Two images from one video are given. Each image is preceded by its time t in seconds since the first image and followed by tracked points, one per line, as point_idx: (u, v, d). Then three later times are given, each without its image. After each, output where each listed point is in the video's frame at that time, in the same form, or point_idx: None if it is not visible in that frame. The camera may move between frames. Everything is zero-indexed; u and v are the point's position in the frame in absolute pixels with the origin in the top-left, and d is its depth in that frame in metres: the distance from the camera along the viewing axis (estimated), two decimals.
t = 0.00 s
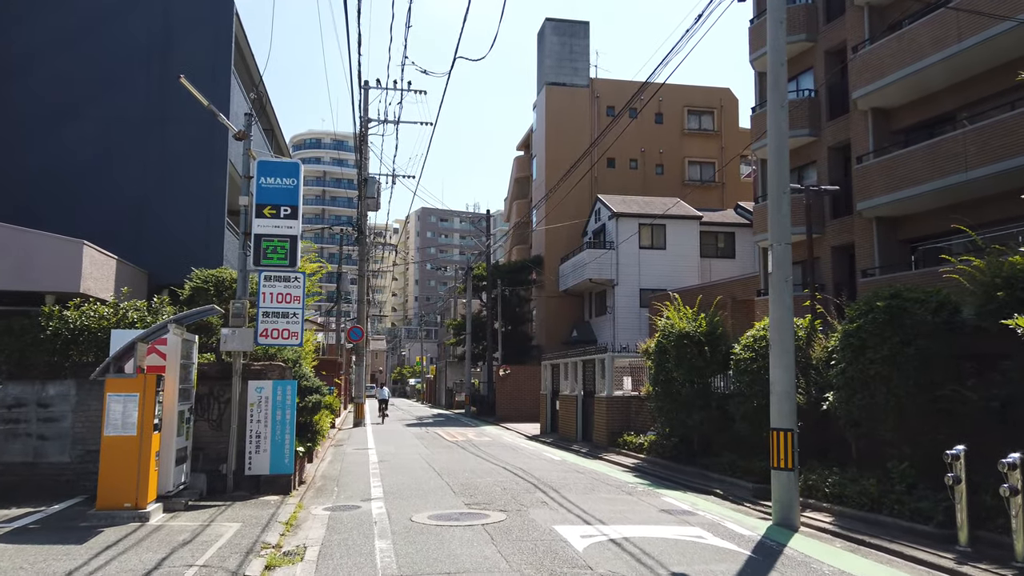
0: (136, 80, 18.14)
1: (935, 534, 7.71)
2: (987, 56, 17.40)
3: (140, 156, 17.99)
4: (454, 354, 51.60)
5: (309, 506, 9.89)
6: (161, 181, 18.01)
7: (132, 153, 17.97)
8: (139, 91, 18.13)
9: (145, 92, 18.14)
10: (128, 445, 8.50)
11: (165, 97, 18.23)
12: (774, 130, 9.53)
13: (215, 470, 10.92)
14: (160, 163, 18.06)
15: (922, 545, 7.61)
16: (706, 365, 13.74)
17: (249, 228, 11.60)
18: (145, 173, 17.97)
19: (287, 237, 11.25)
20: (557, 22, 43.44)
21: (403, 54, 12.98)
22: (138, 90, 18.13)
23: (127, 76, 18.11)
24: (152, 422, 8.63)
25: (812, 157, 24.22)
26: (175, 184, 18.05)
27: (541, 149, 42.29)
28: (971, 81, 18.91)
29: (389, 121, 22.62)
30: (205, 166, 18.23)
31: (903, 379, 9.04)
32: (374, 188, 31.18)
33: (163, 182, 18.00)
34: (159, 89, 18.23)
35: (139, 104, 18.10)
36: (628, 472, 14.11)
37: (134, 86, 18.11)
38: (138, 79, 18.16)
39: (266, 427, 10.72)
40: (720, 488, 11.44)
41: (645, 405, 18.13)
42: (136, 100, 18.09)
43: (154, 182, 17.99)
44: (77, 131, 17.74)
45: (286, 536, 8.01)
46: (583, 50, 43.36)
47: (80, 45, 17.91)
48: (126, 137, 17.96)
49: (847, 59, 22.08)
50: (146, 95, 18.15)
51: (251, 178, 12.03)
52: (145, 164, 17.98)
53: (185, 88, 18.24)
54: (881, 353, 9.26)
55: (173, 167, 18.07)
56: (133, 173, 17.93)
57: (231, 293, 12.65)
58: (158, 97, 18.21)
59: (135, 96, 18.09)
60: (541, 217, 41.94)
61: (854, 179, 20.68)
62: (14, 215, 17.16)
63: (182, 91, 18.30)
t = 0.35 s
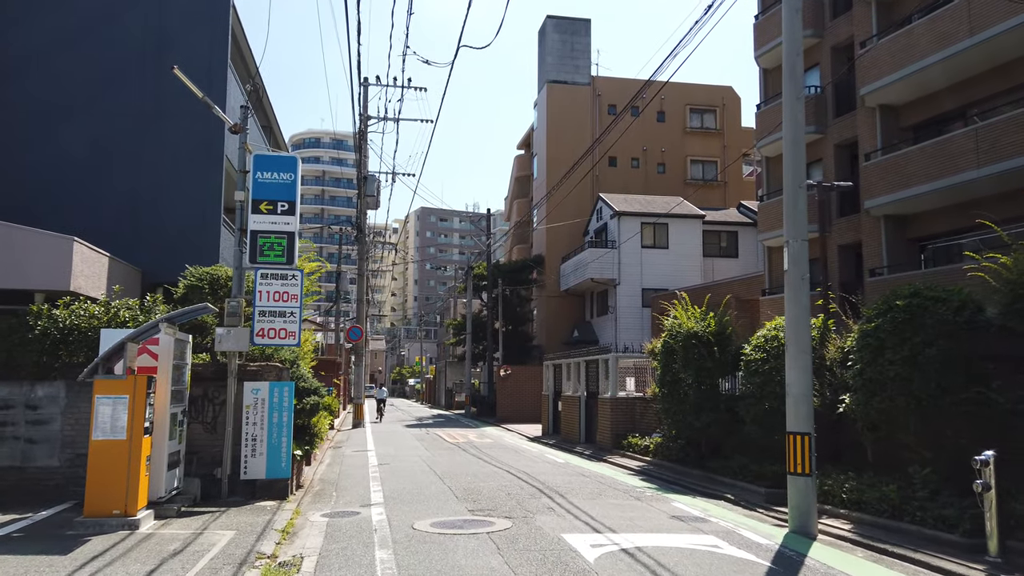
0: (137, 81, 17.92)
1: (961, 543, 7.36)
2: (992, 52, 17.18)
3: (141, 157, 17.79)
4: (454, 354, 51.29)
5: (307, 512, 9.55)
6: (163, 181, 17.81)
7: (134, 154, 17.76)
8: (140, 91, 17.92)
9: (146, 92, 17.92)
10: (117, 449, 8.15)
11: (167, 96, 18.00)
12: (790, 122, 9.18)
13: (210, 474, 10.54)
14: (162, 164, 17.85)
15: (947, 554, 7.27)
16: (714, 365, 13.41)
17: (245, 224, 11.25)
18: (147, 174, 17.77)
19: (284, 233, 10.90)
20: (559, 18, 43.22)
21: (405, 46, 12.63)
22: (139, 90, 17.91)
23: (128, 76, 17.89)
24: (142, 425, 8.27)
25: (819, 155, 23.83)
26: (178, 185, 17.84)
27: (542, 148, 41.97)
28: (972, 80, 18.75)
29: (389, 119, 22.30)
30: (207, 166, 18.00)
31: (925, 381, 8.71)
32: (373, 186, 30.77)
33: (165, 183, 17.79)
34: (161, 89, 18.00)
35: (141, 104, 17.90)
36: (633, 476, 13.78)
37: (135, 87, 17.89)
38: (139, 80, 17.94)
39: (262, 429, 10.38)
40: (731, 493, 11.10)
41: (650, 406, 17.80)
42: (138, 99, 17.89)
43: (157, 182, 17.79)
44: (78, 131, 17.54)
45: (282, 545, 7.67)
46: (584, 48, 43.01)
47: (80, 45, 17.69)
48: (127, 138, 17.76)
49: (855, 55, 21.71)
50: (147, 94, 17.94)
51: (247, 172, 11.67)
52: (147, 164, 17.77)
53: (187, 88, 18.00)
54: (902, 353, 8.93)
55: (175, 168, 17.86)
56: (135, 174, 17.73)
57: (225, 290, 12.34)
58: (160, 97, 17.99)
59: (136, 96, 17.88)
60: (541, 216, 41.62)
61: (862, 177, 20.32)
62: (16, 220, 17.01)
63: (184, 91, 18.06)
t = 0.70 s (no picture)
0: (139, 79, 17.59)
1: (995, 550, 6.96)
2: (998, 47, 16.94)
3: (143, 155, 17.46)
4: (454, 353, 50.92)
5: (305, 515, 9.18)
6: (164, 178, 17.48)
7: (136, 152, 17.42)
8: (143, 90, 17.59)
9: (149, 91, 17.59)
10: (105, 450, 7.78)
11: (170, 95, 17.70)
12: (809, 108, 8.79)
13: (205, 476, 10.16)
14: (164, 162, 17.53)
15: (979, 561, 6.89)
16: (724, 363, 13.05)
17: (241, 217, 10.88)
18: (149, 172, 17.43)
19: (281, 226, 10.50)
20: (561, 14, 42.85)
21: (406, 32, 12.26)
22: (142, 88, 17.57)
23: (131, 75, 17.55)
24: (131, 425, 7.90)
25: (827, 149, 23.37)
26: (179, 183, 17.52)
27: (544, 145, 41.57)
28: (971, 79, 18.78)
29: (388, 113, 21.94)
30: (211, 165, 17.72)
31: (950, 378, 8.33)
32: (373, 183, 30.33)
33: (167, 181, 17.46)
34: (164, 88, 17.69)
35: (144, 102, 17.57)
36: (641, 477, 13.40)
37: (137, 85, 17.55)
38: (141, 78, 17.61)
39: (258, 429, 10.05)
40: (744, 495, 10.71)
41: (657, 406, 17.42)
42: (140, 98, 17.56)
43: (157, 180, 17.45)
44: (78, 130, 17.15)
45: (278, 550, 7.29)
46: (587, 44, 42.61)
47: (81, 44, 17.30)
48: (129, 137, 17.42)
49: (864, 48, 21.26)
50: (150, 94, 17.61)
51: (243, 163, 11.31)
52: (148, 163, 17.43)
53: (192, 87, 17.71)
54: (926, 349, 8.55)
55: (177, 166, 17.55)
56: (136, 172, 17.39)
57: (220, 283, 11.96)
58: (163, 96, 17.69)
59: (139, 95, 17.55)
60: (543, 214, 41.23)
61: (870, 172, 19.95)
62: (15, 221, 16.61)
63: (190, 91, 17.77)
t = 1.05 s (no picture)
0: (140, 75, 17.28)
1: None
2: (999, 47, 16.86)
3: (144, 152, 17.14)
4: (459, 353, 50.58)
5: (307, 521, 8.85)
6: (164, 175, 17.17)
7: (136, 149, 17.10)
8: (144, 87, 17.28)
9: (149, 87, 17.28)
10: (99, 454, 7.44)
11: (171, 91, 17.37)
12: (834, 96, 8.39)
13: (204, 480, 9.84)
14: (164, 158, 17.20)
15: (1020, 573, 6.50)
16: (738, 363, 12.65)
17: (242, 212, 10.53)
18: (149, 169, 17.12)
19: (283, 222, 10.15)
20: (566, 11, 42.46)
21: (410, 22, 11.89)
22: (142, 85, 17.26)
23: (130, 71, 17.24)
24: (125, 428, 7.54)
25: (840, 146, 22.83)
26: (180, 179, 17.20)
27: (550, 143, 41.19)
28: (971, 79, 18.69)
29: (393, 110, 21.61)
30: (212, 160, 17.38)
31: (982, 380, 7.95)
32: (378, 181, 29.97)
33: (167, 178, 17.14)
34: (165, 84, 17.37)
35: (144, 99, 17.26)
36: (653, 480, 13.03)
37: (137, 81, 17.24)
38: (141, 74, 17.29)
39: (260, 431, 9.71)
40: (763, 501, 10.32)
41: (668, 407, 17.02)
42: (141, 95, 17.25)
43: (157, 177, 17.15)
44: (78, 128, 16.85)
45: (278, 560, 6.93)
46: (592, 41, 42.19)
47: (82, 41, 17.00)
48: (130, 134, 17.11)
49: (878, 41, 20.78)
50: (151, 91, 17.31)
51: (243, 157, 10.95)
52: (149, 160, 17.12)
53: (194, 83, 17.39)
54: (956, 349, 8.16)
55: (177, 162, 17.22)
56: (136, 170, 17.08)
57: (220, 282, 11.63)
58: (165, 93, 17.38)
59: (140, 92, 17.25)
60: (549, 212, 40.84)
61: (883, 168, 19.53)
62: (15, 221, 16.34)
63: (191, 88, 17.48)
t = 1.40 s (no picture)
0: (139, 71, 16.92)
1: None
2: (1001, 48, 16.63)
3: (143, 150, 16.79)
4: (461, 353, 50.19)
5: (306, 528, 8.48)
6: (163, 171, 16.79)
7: (136, 147, 16.76)
8: (143, 83, 16.93)
9: (149, 84, 16.92)
10: (88, 459, 7.09)
11: (170, 87, 16.98)
12: (858, 84, 8.03)
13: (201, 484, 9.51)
14: (164, 155, 16.83)
15: None
16: (751, 363, 12.31)
17: (240, 207, 10.16)
18: (149, 167, 16.76)
19: (283, 216, 9.78)
20: (570, 8, 42.13)
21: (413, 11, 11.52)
22: (141, 81, 16.90)
23: (130, 67, 16.89)
24: (116, 432, 7.19)
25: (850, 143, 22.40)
26: (179, 176, 16.82)
27: (553, 141, 40.81)
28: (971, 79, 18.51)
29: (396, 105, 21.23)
30: (211, 156, 16.98)
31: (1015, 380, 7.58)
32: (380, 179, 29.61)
33: (166, 175, 16.76)
34: (164, 80, 16.98)
35: (143, 95, 16.90)
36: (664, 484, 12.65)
37: (137, 78, 16.89)
38: (140, 71, 16.93)
39: (259, 434, 9.34)
40: (781, 506, 9.94)
41: (677, 408, 16.64)
42: (140, 91, 16.89)
43: (156, 174, 16.77)
44: (78, 126, 16.55)
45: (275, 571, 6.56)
46: (596, 38, 41.82)
47: (81, 38, 16.69)
48: (129, 132, 16.77)
49: (890, 35, 20.35)
50: (150, 87, 16.95)
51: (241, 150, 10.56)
52: (149, 157, 16.77)
53: (192, 79, 16.99)
54: (987, 349, 7.78)
55: (176, 158, 16.84)
56: (136, 167, 16.75)
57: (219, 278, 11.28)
58: (164, 90, 17.00)
59: (139, 88, 16.89)
60: (552, 211, 40.49)
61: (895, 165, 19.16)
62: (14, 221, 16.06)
63: (190, 82, 17.02)
